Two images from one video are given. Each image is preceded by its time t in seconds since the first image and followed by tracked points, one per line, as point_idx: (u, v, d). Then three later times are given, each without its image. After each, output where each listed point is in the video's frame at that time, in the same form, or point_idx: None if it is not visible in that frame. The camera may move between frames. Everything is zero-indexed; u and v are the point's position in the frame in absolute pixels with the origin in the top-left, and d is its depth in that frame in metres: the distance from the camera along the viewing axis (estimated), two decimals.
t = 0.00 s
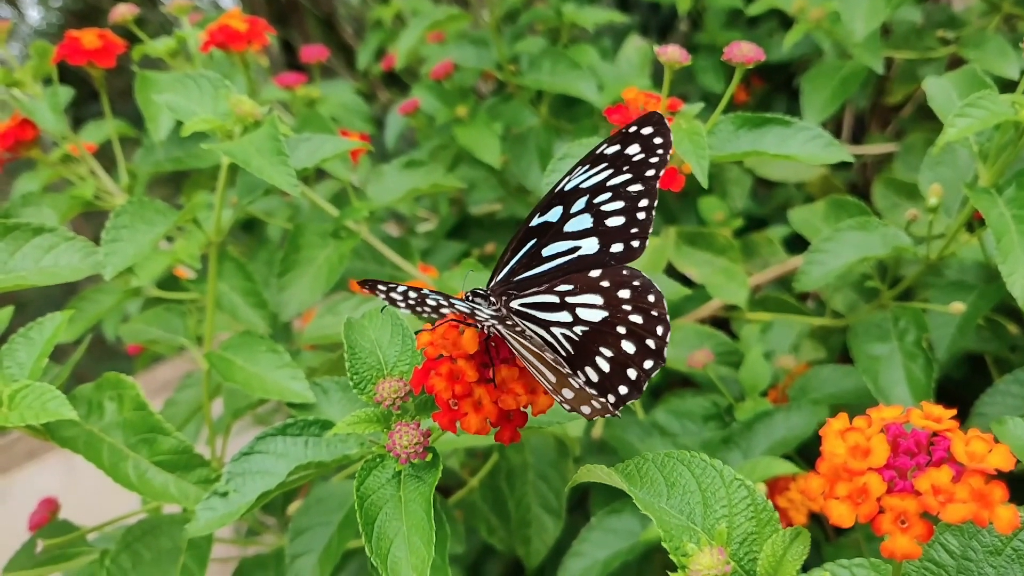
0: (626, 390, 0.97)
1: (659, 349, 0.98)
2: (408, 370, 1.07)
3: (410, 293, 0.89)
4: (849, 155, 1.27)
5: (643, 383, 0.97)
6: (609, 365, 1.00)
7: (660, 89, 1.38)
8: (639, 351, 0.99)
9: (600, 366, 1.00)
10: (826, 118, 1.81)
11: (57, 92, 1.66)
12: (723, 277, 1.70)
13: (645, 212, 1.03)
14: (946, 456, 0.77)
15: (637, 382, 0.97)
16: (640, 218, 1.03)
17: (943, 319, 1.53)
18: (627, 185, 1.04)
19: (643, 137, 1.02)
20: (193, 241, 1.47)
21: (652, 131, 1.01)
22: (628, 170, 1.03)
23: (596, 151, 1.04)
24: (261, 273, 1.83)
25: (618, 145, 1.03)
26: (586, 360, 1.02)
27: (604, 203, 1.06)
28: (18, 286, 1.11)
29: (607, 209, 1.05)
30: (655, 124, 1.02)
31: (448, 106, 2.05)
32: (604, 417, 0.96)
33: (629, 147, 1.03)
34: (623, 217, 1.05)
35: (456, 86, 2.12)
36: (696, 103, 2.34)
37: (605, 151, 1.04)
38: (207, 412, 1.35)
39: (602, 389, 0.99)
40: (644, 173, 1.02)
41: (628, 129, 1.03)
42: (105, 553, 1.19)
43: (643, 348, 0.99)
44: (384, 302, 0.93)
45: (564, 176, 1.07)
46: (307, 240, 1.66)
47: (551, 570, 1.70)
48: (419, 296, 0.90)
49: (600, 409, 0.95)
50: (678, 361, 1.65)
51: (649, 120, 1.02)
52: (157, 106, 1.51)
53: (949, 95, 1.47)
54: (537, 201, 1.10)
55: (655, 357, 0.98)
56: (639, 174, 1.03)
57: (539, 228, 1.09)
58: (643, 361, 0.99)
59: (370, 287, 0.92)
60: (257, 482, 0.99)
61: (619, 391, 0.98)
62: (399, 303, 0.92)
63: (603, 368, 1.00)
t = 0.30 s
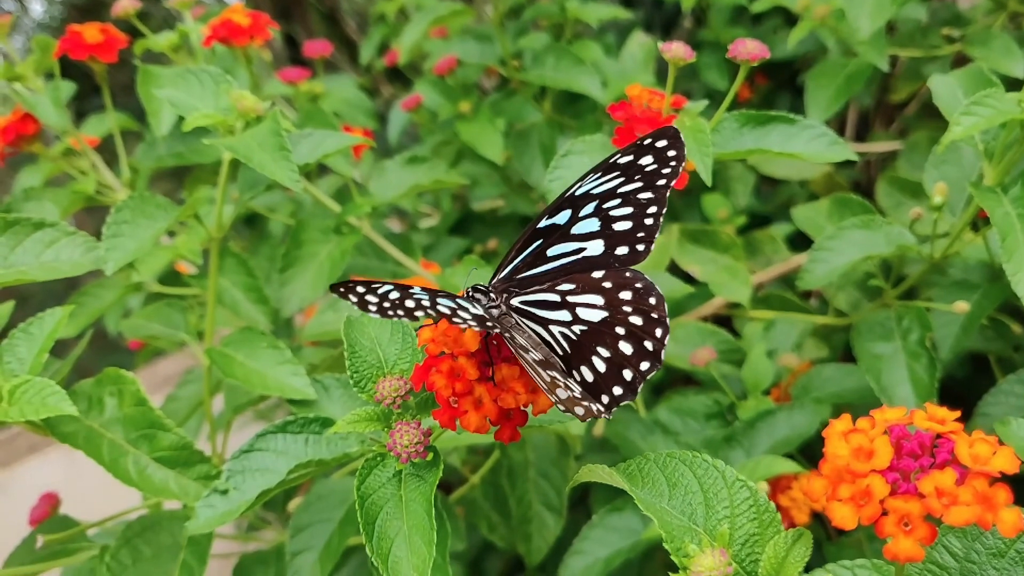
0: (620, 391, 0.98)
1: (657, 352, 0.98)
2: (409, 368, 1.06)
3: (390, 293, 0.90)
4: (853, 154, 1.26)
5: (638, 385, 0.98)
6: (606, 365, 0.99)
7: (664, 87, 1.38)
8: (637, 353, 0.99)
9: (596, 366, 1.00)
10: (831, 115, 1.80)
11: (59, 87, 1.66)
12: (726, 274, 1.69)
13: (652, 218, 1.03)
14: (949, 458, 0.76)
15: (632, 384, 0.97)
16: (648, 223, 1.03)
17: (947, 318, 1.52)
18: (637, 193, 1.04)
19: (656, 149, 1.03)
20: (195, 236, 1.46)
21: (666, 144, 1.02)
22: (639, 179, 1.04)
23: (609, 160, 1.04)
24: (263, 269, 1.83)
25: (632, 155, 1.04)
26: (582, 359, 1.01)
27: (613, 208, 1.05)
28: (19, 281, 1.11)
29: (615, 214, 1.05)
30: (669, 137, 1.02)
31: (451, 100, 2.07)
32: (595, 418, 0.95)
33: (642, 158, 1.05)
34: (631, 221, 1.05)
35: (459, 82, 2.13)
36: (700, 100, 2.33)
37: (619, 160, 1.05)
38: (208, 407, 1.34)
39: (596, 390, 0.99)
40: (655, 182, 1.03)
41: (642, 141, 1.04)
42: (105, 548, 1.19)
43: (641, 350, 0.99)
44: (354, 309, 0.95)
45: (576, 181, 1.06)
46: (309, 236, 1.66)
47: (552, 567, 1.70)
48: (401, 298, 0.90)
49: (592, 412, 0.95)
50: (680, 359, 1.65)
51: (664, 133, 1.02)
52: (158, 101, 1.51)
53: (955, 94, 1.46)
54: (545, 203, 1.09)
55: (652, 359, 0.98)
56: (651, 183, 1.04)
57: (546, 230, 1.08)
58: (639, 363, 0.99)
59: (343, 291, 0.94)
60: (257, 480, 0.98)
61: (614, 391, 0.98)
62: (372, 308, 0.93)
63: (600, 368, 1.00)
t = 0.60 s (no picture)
0: (616, 387, 0.97)
1: (652, 347, 0.98)
2: (411, 365, 1.06)
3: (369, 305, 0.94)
4: (858, 152, 1.25)
5: (633, 381, 0.97)
6: (601, 361, 1.00)
7: (668, 84, 1.38)
8: (632, 348, 0.99)
9: (592, 362, 1.01)
10: (835, 112, 1.79)
11: (61, 81, 1.65)
12: (730, 272, 1.68)
13: (650, 215, 1.01)
14: (954, 461, 0.76)
15: (627, 379, 0.96)
16: (645, 220, 1.01)
17: (951, 318, 1.52)
18: (635, 189, 1.02)
19: (655, 147, 1.01)
20: (196, 232, 1.46)
21: (666, 141, 1.00)
22: (638, 176, 1.02)
23: (609, 157, 1.03)
24: (264, 264, 1.83)
25: (631, 153, 1.02)
26: (577, 355, 1.02)
27: (611, 205, 1.04)
28: (19, 276, 1.11)
29: (613, 211, 1.03)
30: (669, 135, 1.01)
31: (455, 95, 2.07)
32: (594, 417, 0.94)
33: (641, 155, 1.02)
34: (628, 218, 1.03)
35: (463, 78, 2.10)
36: (704, 96, 2.32)
37: (618, 158, 1.03)
38: (209, 403, 1.34)
39: (591, 386, 0.98)
40: (654, 179, 1.01)
41: (641, 139, 1.03)
42: (106, 544, 1.19)
43: (636, 346, 0.99)
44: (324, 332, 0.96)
45: (574, 179, 1.05)
46: (311, 231, 1.65)
47: (552, 564, 1.70)
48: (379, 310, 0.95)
49: (591, 409, 0.94)
50: (681, 357, 1.64)
51: (665, 130, 1.01)
52: (160, 96, 1.50)
53: (961, 92, 1.46)
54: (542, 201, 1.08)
55: (647, 355, 0.98)
56: (650, 180, 1.01)
57: (544, 227, 1.07)
58: (635, 359, 0.99)
59: (314, 311, 0.95)
60: (257, 477, 0.98)
61: (609, 388, 0.97)
62: (344, 327, 0.95)
63: (595, 364, 1.00)
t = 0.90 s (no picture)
0: (612, 382, 0.96)
1: (647, 342, 0.97)
2: (411, 365, 1.05)
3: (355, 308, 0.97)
4: (862, 151, 1.24)
5: (629, 376, 0.95)
6: (597, 356, 0.99)
7: (671, 82, 1.36)
8: (627, 343, 0.98)
9: (588, 358, 1.00)
10: (840, 111, 1.78)
11: (63, 77, 1.65)
12: (732, 271, 1.67)
13: (646, 208, 1.00)
14: (958, 465, 0.76)
15: (623, 374, 0.95)
16: (640, 213, 1.00)
17: (954, 318, 1.51)
18: (633, 182, 1.02)
19: (655, 139, 1.01)
20: (198, 229, 1.46)
21: (665, 133, 1.00)
22: (636, 169, 1.02)
23: (608, 151, 1.03)
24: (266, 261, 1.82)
25: (630, 147, 1.02)
26: (575, 351, 1.01)
27: (608, 199, 1.03)
28: (20, 273, 1.11)
29: (610, 205, 1.03)
30: (669, 127, 1.01)
31: (458, 93, 2.03)
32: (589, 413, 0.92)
33: (640, 148, 1.02)
34: (625, 212, 1.02)
35: (466, 75, 2.08)
36: (707, 95, 2.31)
37: (617, 152, 1.03)
38: (209, 401, 1.34)
39: (587, 382, 0.97)
40: (652, 171, 1.01)
41: (641, 132, 1.03)
42: (106, 542, 1.19)
43: (631, 340, 0.98)
44: (304, 334, 0.99)
45: (575, 174, 1.05)
46: (313, 229, 1.65)
47: (553, 563, 1.70)
48: (367, 313, 0.97)
49: (585, 404, 0.92)
50: (684, 356, 1.64)
51: (664, 122, 1.01)
52: (163, 93, 1.50)
53: (966, 93, 1.45)
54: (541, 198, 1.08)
55: (643, 349, 0.96)
56: (647, 173, 1.02)
57: (543, 223, 1.07)
58: (631, 353, 0.97)
59: (299, 314, 0.99)
60: (257, 476, 0.98)
61: (605, 383, 0.96)
62: (326, 329, 0.98)
63: (591, 359, 0.99)
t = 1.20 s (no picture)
0: (609, 383, 0.96)
1: (644, 342, 0.97)
2: (410, 365, 1.05)
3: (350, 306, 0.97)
4: (866, 150, 1.23)
5: (626, 376, 0.96)
6: (594, 357, 0.98)
7: (675, 81, 1.36)
8: (624, 343, 0.98)
9: (585, 358, 0.99)
10: (844, 110, 1.78)
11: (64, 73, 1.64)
12: (735, 270, 1.67)
13: (642, 205, 0.99)
14: (963, 469, 0.75)
15: (620, 375, 0.95)
16: (637, 210, 0.99)
17: (958, 318, 1.50)
18: (629, 178, 1.00)
19: (653, 133, 1.00)
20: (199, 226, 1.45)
21: (663, 127, 0.99)
22: (633, 164, 1.00)
23: (607, 147, 1.02)
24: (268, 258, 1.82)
25: (628, 141, 1.01)
26: (572, 352, 1.01)
27: (605, 196, 1.01)
28: (20, 272, 1.10)
29: (607, 202, 1.01)
30: (666, 120, 1.00)
31: (461, 89, 2.05)
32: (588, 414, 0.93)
33: (638, 143, 1.01)
34: (622, 209, 1.01)
35: (469, 71, 2.08)
36: (710, 92, 2.30)
37: (616, 147, 1.02)
38: (210, 399, 1.34)
39: (585, 382, 0.97)
40: (648, 166, 0.99)
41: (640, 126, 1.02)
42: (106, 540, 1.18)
43: (628, 340, 0.98)
44: (299, 330, 0.99)
45: (573, 171, 1.04)
46: (314, 227, 1.65)
47: (554, 562, 1.69)
48: (363, 310, 0.97)
49: (582, 404, 0.92)
50: (686, 355, 1.63)
51: (662, 116, 1.00)
52: (164, 90, 1.49)
53: (972, 92, 1.44)
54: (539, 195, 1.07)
55: (639, 349, 0.97)
56: (644, 168, 1.00)
57: (541, 221, 1.06)
58: (628, 354, 0.98)
59: (292, 310, 0.99)
60: (257, 476, 0.97)
61: (602, 383, 0.96)
62: (320, 325, 0.98)
63: (589, 360, 0.99)
